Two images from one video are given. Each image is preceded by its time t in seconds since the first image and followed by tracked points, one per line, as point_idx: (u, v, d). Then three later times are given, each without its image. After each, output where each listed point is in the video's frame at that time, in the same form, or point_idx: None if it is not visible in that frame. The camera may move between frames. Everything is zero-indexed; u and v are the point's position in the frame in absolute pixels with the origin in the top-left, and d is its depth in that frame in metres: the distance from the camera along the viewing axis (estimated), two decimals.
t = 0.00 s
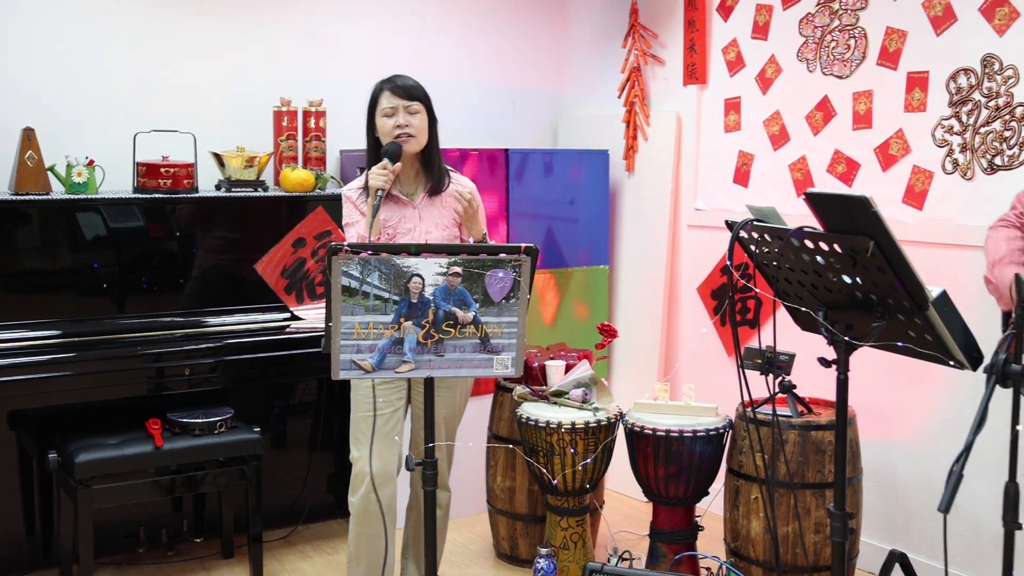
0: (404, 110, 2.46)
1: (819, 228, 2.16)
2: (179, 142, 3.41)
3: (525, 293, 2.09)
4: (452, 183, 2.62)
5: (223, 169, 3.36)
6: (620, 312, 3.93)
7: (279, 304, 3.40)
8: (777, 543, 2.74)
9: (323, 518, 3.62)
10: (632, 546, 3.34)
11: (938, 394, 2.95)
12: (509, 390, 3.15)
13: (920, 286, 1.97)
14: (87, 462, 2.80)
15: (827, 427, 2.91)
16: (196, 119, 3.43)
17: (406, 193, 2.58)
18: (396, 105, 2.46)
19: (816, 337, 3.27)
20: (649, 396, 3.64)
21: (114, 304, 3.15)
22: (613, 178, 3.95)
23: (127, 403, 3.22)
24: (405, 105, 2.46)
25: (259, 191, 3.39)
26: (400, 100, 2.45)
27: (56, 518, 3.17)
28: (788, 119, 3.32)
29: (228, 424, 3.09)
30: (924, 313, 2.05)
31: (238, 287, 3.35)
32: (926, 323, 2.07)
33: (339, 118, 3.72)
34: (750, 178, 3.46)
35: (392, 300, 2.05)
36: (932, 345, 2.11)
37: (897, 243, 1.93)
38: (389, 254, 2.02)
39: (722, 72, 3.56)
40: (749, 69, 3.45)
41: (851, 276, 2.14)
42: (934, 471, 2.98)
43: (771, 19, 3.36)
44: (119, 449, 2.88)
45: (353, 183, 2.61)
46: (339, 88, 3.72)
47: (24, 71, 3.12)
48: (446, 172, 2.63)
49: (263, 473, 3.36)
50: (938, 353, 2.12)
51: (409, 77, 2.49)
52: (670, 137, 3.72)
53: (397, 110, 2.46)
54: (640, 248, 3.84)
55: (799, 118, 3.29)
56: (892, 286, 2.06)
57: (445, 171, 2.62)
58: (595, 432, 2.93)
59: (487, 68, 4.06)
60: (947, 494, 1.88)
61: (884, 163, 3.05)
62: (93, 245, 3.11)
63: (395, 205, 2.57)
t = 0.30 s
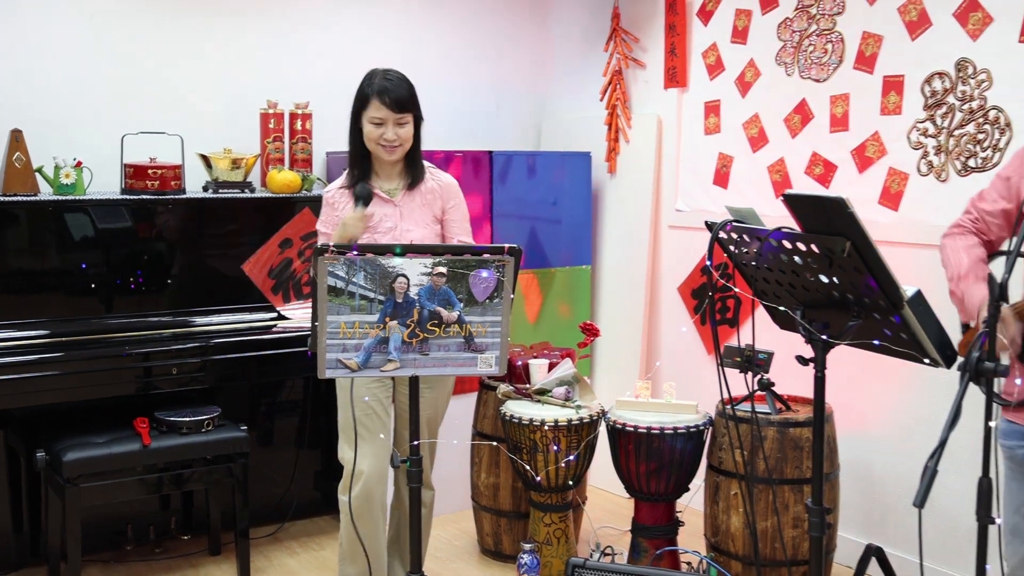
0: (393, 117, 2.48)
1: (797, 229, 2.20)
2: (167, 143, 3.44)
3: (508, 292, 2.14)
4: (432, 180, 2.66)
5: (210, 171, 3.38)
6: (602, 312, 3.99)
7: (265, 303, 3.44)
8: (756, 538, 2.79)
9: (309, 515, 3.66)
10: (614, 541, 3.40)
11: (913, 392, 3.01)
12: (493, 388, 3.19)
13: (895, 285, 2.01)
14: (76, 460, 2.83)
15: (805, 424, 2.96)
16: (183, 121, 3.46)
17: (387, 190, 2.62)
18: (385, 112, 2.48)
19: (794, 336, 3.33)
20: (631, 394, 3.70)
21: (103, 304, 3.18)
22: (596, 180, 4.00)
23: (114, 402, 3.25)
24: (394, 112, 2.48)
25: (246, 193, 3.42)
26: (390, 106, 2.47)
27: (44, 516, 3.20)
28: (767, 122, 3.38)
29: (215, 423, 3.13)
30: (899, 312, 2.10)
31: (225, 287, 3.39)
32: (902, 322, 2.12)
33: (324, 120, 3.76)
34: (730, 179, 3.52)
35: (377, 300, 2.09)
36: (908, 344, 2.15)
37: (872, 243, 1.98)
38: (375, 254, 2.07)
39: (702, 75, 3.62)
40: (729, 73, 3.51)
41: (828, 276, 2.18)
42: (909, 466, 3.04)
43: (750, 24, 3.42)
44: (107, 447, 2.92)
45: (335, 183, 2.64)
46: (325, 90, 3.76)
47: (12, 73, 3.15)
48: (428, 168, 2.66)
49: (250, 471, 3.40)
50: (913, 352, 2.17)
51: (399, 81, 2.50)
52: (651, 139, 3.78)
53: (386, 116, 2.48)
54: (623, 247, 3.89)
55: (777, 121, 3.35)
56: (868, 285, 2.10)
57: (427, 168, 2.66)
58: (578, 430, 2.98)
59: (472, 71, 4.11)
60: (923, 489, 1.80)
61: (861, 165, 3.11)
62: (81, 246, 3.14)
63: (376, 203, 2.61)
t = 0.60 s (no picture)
0: (374, 118, 2.56)
1: (777, 230, 2.28)
2: (163, 147, 3.51)
3: (497, 293, 2.21)
4: (408, 183, 2.69)
5: (205, 174, 3.44)
6: (589, 312, 4.08)
7: (259, 302, 3.54)
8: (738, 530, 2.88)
9: (303, 510, 3.74)
10: (600, 534, 3.49)
11: (891, 389, 3.10)
12: (482, 385, 3.28)
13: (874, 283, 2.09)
14: (74, 457, 2.90)
15: (786, 420, 3.05)
16: (179, 125, 3.53)
17: (364, 193, 2.68)
18: (365, 114, 2.56)
19: (775, 335, 3.42)
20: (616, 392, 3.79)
21: (101, 305, 3.26)
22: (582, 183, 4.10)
23: (112, 401, 3.32)
24: (375, 113, 2.56)
25: (241, 195, 3.48)
26: (370, 108, 2.55)
27: (44, 511, 3.27)
28: (748, 126, 3.47)
29: (211, 420, 3.20)
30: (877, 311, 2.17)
31: (220, 289, 3.49)
32: (880, 320, 2.19)
33: (317, 124, 3.84)
34: (713, 182, 3.61)
35: (369, 299, 2.17)
36: (885, 341, 2.23)
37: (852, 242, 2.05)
38: (367, 255, 2.14)
39: (686, 81, 3.71)
40: (712, 78, 3.59)
41: (809, 276, 2.26)
42: (887, 461, 3.13)
43: (732, 31, 3.51)
44: (105, 444, 2.99)
45: (316, 185, 2.71)
46: (318, 94, 3.83)
47: (10, 79, 3.21)
48: (406, 172, 2.72)
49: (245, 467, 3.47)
50: (891, 349, 2.24)
51: (378, 83, 2.59)
52: (636, 143, 3.86)
53: (367, 117, 2.56)
54: (610, 248, 3.98)
55: (759, 125, 3.44)
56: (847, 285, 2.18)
57: (405, 172, 2.72)
58: (566, 426, 3.06)
59: (462, 75, 4.18)
60: (899, 483, 1.89)
61: (840, 168, 3.20)
62: (79, 248, 3.21)
63: (354, 207, 2.68)
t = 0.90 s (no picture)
0: (348, 117, 2.51)
1: (761, 231, 2.33)
2: (158, 150, 3.56)
3: (487, 292, 2.27)
4: (381, 182, 2.65)
5: (200, 176, 3.51)
6: (578, 311, 4.16)
7: (253, 303, 3.59)
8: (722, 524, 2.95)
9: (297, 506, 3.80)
10: (588, 529, 3.56)
11: (871, 386, 3.17)
12: (472, 383, 3.34)
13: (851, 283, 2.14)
14: (71, 455, 2.95)
15: (770, 417, 3.11)
16: (174, 128, 3.58)
17: (337, 193, 2.63)
18: (340, 113, 2.51)
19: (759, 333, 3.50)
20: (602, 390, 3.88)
21: (97, 304, 3.31)
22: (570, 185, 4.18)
23: (108, 399, 3.37)
24: (349, 113, 2.51)
25: (235, 197, 3.55)
26: (344, 107, 2.50)
27: (41, 508, 3.32)
28: (732, 130, 3.54)
29: (205, 418, 3.26)
30: (857, 311, 2.20)
31: (216, 289, 3.53)
32: (861, 319, 2.23)
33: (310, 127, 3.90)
34: (698, 184, 3.69)
35: (361, 299, 2.23)
36: (866, 340, 2.27)
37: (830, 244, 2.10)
38: (359, 256, 2.20)
39: (672, 85, 3.78)
40: (697, 83, 3.67)
41: (791, 276, 2.31)
42: (868, 456, 3.21)
43: (716, 36, 3.58)
44: (101, 442, 3.04)
45: (290, 184, 2.66)
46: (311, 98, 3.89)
47: (8, 83, 3.26)
48: (379, 171, 2.67)
49: (239, 464, 3.53)
50: (871, 347, 2.28)
51: (351, 82, 2.53)
52: (623, 145, 3.94)
53: (341, 117, 2.51)
54: (598, 249, 4.06)
55: (743, 128, 3.51)
56: (829, 285, 2.22)
57: (378, 171, 2.66)
58: (554, 423, 3.12)
59: (452, 79, 4.25)
60: (881, 476, 1.90)
61: (821, 170, 3.28)
62: (76, 249, 3.26)
63: (327, 206, 2.63)
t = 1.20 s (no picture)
0: (341, 127, 2.59)
1: (740, 233, 2.39)
2: (152, 153, 3.64)
3: (474, 292, 2.36)
4: (368, 190, 2.74)
5: (195, 179, 3.59)
6: (563, 310, 4.27)
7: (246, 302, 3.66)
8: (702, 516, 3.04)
9: (289, 501, 3.88)
10: (574, 522, 3.66)
11: (847, 382, 3.28)
12: (460, 381, 3.43)
13: (828, 283, 2.21)
14: (68, 451, 3.02)
15: (749, 413, 3.20)
16: (168, 132, 3.66)
17: (325, 199, 2.71)
18: (333, 123, 2.57)
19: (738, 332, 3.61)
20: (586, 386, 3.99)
21: (93, 304, 3.38)
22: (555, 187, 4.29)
23: (104, 397, 3.45)
24: (342, 123, 2.58)
25: (229, 200, 3.62)
26: (338, 117, 2.57)
27: (38, 504, 3.39)
28: (713, 134, 3.65)
29: (200, 415, 3.34)
30: (834, 309, 2.27)
31: (209, 290, 3.61)
32: (836, 317, 2.30)
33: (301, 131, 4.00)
34: (679, 187, 3.80)
35: (352, 299, 2.31)
36: (842, 337, 2.34)
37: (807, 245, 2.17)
38: (350, 258, 2.28)
39: (654, 90, 3.89)
40: (679, 88, 3.78)
41: (769, 276, 2.37)
42: (843, 450, 3.31)
43: (697, 43, 3.69)
44: (98, 438, 3.11)
45: (276, 188, 2.72)
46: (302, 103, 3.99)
47: (6, 88, 3.33)
48: (365, 179, 2.76)
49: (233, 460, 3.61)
50: (847, 344, 2.35)
51: (343, 92, 2.60)
52: (607, 149, 4.05)
53: (335, 127, 2.58)
54: (582, 250, 4.17)
55: (723, 133, 3.62)
56: (805, 284, 2.29)
57: (365, 179, 2.75)
58: (540, 419, 3.21)
59: (441, 84, 4.34)
60: (856, 471, 1.97)
61: (799, 173, 3.38)
62: (72, 250, 3.33)
63: (314, 212, 2.71)
